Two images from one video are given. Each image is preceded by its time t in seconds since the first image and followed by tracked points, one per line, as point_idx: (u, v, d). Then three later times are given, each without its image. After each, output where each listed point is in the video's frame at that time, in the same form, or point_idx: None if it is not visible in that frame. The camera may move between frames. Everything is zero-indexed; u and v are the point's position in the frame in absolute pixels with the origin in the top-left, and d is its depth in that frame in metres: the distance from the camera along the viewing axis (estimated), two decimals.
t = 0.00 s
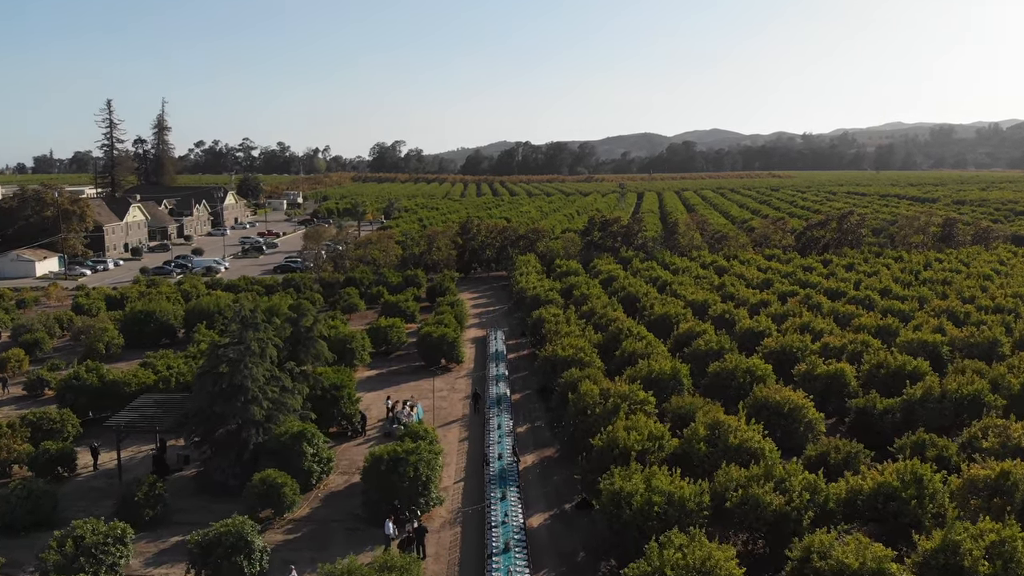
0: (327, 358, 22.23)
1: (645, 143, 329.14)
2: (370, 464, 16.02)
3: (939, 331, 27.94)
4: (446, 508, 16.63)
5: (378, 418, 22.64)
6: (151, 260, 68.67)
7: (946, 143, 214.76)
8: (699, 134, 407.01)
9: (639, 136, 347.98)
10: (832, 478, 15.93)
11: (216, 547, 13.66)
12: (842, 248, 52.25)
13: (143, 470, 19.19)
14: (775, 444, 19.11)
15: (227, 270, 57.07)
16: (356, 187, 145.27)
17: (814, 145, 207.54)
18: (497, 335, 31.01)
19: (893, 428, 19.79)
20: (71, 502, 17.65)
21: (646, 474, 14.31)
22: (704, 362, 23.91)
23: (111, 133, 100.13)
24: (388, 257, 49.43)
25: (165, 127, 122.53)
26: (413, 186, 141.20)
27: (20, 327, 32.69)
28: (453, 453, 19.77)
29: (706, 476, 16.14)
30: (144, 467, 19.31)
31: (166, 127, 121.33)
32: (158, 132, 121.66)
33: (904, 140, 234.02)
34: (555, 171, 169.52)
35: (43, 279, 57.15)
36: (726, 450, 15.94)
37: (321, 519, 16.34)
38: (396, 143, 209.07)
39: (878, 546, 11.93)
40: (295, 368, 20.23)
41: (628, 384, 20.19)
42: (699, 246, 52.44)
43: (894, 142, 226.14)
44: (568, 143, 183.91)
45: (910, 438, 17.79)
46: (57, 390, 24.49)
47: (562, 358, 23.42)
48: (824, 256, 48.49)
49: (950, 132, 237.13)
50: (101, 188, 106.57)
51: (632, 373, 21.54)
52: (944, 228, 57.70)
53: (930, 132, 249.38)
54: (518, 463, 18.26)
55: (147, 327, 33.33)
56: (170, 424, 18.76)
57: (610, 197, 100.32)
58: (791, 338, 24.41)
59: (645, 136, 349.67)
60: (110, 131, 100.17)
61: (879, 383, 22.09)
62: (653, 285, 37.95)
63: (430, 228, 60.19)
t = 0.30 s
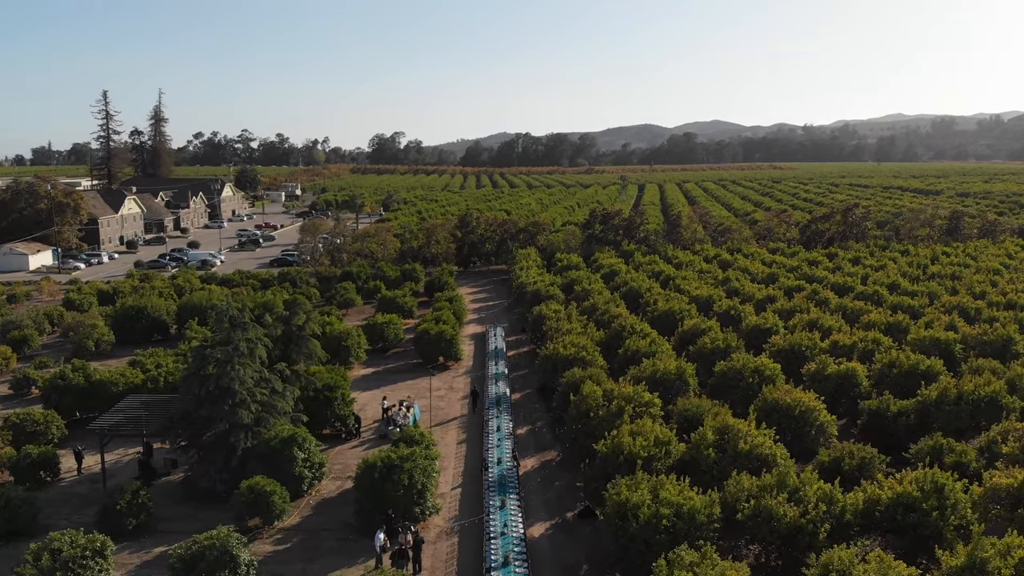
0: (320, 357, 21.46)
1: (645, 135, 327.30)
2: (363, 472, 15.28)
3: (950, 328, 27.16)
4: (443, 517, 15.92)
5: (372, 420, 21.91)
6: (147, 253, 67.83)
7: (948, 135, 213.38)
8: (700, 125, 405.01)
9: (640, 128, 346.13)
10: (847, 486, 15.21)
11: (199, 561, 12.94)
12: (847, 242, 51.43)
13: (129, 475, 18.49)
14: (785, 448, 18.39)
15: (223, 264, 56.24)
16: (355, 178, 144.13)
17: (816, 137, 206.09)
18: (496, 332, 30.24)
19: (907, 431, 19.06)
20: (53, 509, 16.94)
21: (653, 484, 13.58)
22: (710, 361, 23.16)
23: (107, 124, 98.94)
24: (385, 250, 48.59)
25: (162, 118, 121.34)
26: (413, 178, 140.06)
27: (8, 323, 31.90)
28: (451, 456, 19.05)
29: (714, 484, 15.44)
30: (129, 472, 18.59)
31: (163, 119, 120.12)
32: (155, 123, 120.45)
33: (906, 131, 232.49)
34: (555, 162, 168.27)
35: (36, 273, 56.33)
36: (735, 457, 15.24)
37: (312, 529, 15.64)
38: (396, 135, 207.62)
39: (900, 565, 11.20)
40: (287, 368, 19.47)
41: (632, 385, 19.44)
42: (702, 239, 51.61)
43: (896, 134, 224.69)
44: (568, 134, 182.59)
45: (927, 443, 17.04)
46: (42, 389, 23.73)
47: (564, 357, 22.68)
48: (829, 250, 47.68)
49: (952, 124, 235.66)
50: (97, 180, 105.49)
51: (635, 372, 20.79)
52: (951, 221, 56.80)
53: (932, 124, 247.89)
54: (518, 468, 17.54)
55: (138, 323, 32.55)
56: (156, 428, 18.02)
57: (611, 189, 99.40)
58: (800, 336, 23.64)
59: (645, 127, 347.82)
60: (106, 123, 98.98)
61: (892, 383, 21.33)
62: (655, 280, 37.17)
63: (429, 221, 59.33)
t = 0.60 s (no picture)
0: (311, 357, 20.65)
1: (646, 126, 325.30)
2: (354, 481, 14.49)
3: (964, 325, 26.33)
4: (439, 527, 15.16)
5: (367, 421, 21.13)
6: (142, 245, 66.92)
7: (949, 125, 212.02)
8: (700, 116, 402.74)
9: (641, 118, 344.03)
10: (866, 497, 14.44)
11: None
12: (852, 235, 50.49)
13: (111, 481, 17.72)
14: (796, 453, 17.63)
15: (218, 256, 55.35)
16: (353, 169, 142.93)
17: (817, 127, 204.53)
18: (496, 330, 29.40)
19: (924, 435, 18.27)
20: (31, 518, 16.14)
21: (661, 496, 12.79)
22: (717, 360, 22.35)
23: (103, 114, 97.70)
24: (383, 243, 47.70)
25: (158, 109, 120.05)
26: (411, 169, 138.93)
27: None
28: (447, 461, 18.29)
29: (725, 495, 14.66)
30: (112, 479, 17.82)
31: (159, 109, 118.84)
32: (151, 114, 119.15)
33: (908, 122, 230.78)
34: (555, 152, 166.94)
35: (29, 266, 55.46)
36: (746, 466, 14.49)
37: (302, 540, 14.89)
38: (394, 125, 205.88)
39: None
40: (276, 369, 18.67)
41: (637, 386, 18.62)
42: (705, 231, 50.72)
43: (897, 124, 223.22)
44: (568, 125, 181.03)
45: (945, 449, 16.25)
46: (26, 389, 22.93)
47: (565, 356, 21.87)
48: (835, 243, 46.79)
49: (953, 114, 234.19)
50: (93, 171, 104.37)
51: (640, 372, 19.97)
52: (958, 214, 55.80)
53: (934, 114, 246.26)
54: (518, 474, 16.78)
55: (128, 319, 31.70)
56: (139, 433, 17.23)
57: (612, 180, 98.39)
58: (810, 334, 22.82)
59: (645, 118, 345.61)
60: (101, 113, 97.73)
61: (906, 385, 20.49)
62: (658, 274, 36.30)
63: (427, 213, 58.41)
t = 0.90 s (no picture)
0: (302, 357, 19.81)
1: (647, 116, 323.16)
2: (345, 493, 13.70)
3: (978, 323, 25.47)
4: (435, 540, 14.38)
5: (360, 424, 20.32)
6: (136, 238, 65.94)
7: (951, 115, 210.47)
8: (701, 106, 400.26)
9: (641, 108, 342.00)
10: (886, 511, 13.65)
11: None
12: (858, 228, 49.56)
13: (92, 489, 16.95)
14: (810, 459, 16.83)
15: (213, 249, 54.44)
16: (352, 160, 141.69)
17: (818, 118, 203.00)
18: (496, 327, 28.55)
19: (943, 441, 17.45)
20: (6, 529, 15.35)
21: (670, 512, 12.00)
22: (725, 360, 21.50)
23: (97, 104, 96.38)
24: (381, 236, 46.77)
25: (154, 99, 118.77)
26: (410, 160, 137.65)
27: None
28: (444, 467, 17.48)
29: (738, 507, 13.85)
30: (93, 488, 17.03)
31: (155, 99, 117.41)
32: (147, 104, 117.74)
33: (909, 112, 229.01)
34: (555, 143, 165.53)
35: (21, 259, 54.53)
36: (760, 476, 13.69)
37: (290, 554, 14.12)
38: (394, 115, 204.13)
39: None
40: (265, 371, 17.83)
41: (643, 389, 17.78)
42: (708, 224, 49.79)
43: (899, 114, 221.65)
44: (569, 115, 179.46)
45: (968, 457, 15.42)
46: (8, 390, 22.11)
47: (567, 356, 21.02)
48: (841, 236, 45.86)
49: (955, 105, 232.45)
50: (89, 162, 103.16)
51: (646, 374, 19.13)
52: (966, 206, 54.79)
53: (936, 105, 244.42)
54: (518, 482, 15.97)
55: (117, 315, 30.84)
56: (120, 440, 16.42)
57: (613, 171, 97.30)
58: (821, 333, 21.97)
59: (646, 108, 343.36)
60: (96, 103, 96.40)
61: (922, 387, 19.64)
62: (662, 268, 35.42)
63: (426, 205, 57.42)
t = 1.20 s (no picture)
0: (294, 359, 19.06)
1: (647, 107, 321.47)
2: (335, 507, 12.93)
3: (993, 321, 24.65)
4: (430, 556, 13.63)
5: (354, 428, 19.55)
6: (131, 231, 64.99)
7: (953, 107, 208.97)
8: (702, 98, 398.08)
9: (641, 99, 339.88)
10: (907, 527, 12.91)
11: None
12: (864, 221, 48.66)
13: (72, 499, 16.25)
14: (823, 467, 16.05)
15: (208, 243, 53.52)
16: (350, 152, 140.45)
17: (819, 109, 201.70)
18: (495, 325, 27.78)
19: (962, 449, 16.67)
20: None
21: (679, 530, 11.24)
22: (733, 361, 20.69)
23: (93, 96, 95.13)
24: (378, 229, 45.88)
25: (151, 90, 117.47)
26: (410, 151, 136.41)
27: None
28: (440, 475, 16.72)
29: (751, 522, 13.09)
30: (73, 498, 16.26)
31: (152, 91, 116.08)
32: (143, 95, 116.45)
33: (911, 104, 227.33)
34: (555, 135, 164.17)
35: (13, 253, 53.62)
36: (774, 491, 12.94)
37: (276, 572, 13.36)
38: (393, 107, 202.55)
39: None
40: (252, 375, 17.05)
41: (648, 393, 17.00)
42: (712, 217, 48.91)
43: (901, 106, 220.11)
44: (569, 107, 178.02)
45: (991, 468, 14.64)
46: None
47: (569, 357, 20.22)
48: (848, 230, 44.96)
49: (956, 97, 230.75)
50: (85, 154, 102.01)
51: (651, 377, 18.36)
52: (974, 199, 53.79)
53: (937, 98, 242.66)
54: (518, 493, 15.22)
55: (106, 313, 30.00)
56: (100, 448, 15.64)
57: (614, 164, 96.25)
58: (832, 333, 21.17)
59: (647, 99, 340.91)
60: (91, 94, 95.15)
61: (939, 391, 18.83)
62: (665, 263, 34.58)
63: (425, 198, 56.48)
